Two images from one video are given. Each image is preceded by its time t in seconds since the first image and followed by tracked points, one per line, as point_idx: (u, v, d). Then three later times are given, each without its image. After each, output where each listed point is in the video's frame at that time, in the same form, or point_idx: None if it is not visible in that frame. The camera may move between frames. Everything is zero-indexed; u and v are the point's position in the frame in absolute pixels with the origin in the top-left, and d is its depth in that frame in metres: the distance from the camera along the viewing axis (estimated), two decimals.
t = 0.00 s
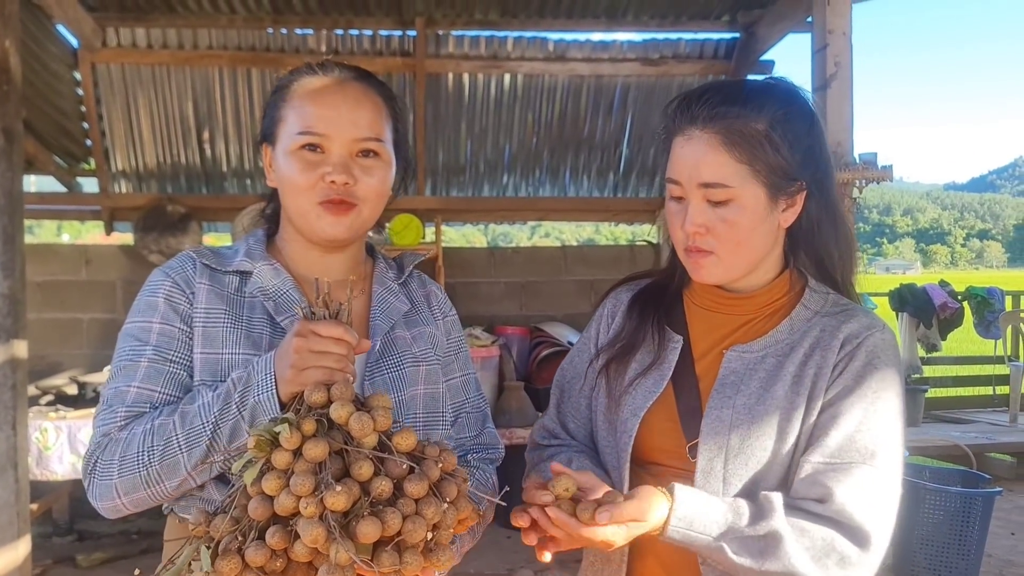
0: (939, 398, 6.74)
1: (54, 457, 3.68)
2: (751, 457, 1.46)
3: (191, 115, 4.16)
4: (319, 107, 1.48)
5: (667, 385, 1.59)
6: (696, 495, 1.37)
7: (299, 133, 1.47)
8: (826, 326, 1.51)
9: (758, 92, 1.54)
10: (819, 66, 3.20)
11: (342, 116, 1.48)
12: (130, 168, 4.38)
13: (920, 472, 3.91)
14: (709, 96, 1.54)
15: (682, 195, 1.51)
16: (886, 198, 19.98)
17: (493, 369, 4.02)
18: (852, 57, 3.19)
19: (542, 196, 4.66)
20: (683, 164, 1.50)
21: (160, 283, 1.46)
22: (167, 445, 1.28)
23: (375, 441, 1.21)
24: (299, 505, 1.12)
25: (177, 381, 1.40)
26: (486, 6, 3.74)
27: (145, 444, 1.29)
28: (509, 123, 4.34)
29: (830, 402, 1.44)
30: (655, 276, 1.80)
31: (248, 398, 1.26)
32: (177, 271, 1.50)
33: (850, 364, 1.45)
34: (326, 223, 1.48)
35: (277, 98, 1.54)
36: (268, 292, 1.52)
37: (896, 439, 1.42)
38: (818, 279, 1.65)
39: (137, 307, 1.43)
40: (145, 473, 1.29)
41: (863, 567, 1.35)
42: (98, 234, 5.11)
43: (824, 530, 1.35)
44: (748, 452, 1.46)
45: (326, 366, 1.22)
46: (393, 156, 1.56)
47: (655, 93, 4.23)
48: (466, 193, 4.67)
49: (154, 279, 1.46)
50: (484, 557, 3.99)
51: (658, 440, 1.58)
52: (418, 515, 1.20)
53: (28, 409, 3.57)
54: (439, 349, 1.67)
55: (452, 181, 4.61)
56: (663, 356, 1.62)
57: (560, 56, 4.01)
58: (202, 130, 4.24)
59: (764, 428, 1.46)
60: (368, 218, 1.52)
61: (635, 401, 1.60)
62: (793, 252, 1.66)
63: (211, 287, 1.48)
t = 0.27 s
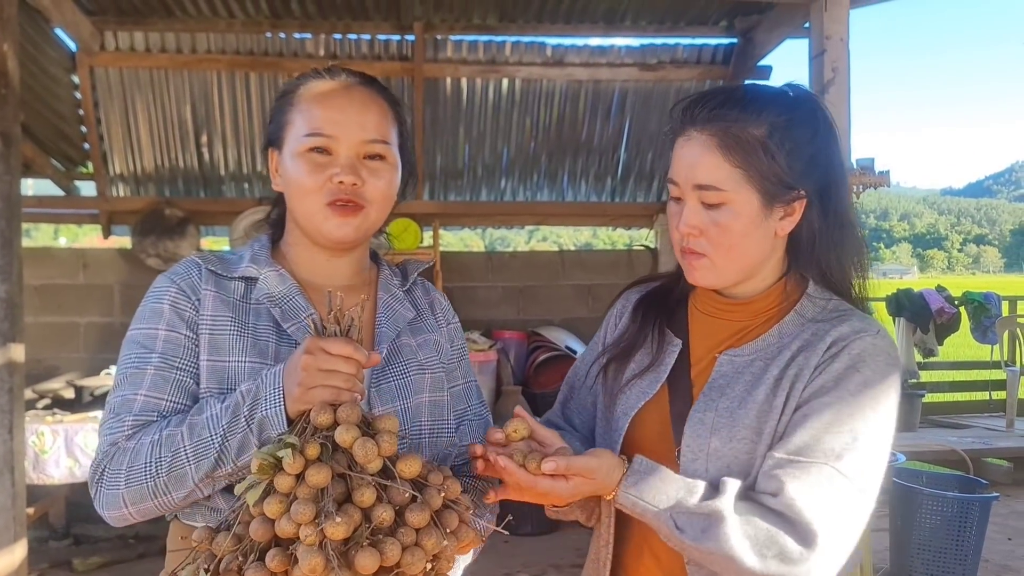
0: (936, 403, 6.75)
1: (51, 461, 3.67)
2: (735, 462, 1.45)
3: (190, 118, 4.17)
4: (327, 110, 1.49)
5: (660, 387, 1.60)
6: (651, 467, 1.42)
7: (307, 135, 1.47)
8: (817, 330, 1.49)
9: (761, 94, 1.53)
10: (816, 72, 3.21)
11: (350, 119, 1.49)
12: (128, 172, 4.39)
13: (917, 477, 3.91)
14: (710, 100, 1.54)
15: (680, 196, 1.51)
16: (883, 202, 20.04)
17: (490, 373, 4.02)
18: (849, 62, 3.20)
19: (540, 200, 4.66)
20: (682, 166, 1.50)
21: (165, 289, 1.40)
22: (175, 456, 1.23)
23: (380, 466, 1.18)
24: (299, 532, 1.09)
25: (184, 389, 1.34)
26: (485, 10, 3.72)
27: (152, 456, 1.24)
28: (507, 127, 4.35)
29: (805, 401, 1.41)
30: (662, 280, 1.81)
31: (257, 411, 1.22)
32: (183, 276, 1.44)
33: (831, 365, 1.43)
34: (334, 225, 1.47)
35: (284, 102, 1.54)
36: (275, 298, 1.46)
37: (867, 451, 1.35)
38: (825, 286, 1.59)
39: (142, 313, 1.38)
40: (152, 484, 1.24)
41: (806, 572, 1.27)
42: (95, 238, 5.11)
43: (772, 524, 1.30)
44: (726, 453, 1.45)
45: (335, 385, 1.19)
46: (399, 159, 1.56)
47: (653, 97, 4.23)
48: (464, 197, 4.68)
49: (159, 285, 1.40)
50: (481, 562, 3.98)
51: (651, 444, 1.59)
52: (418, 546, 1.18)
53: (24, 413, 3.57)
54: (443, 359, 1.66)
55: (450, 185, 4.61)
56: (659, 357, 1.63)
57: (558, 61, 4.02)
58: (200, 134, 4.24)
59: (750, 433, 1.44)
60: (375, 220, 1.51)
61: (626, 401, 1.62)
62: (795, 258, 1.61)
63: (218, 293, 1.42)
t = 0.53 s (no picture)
0: (934, 404, 6.75)
1: (47, 462, 3.66)
2: (708, 454, 1.42)
3: (187, 119, 4.16)
4: (365, 124, 1.40)
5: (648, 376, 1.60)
6: (625, 454, 1.41)
7: (344, 148, 1.39)
8: (795, 322, 1.44)
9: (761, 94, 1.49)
10: (814, 73, 3.21)
11: (387, 137, 1.41)
12: (125, 173, 4.39)
13: (916, 479, 3.90)
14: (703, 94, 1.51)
15: (666, 187, 1.50)
16: (880, 204, 20.10)
17: (487, 374, 4.02)
18: (848, 63, 3.20)
19: (538, 201, 4.66)
20: (668, 156, 1.48)
21: (159, 293, 1.39)
22: (166, 460, 1.22)
23: (364, 460, 1.15)
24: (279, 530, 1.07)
25: (178, 392, 1.34)
26: (483, 11, 3.72)
27: (146, 460, 1.24)
28: (505, 128, 4.35)
29: (779, 392, 1.36)
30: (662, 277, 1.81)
31: (243, 409, 1.21)
32: (177, 279, 1.43)
33: (804, 357, 1.37)
34: (355, 241, 1.43)
35: (317, 103, 1.42)
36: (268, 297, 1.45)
37: (841, 447, 1.29)
38: (815, 284, 1.52)
39: (136, 318, 1.37)
40: (144, 488, 1.24)
41: (765, 568, 1.24)
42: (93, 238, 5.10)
43: (735, 518, 1.26)
44: (698, 443, 1.43)
45: (319, 379, 1.18)
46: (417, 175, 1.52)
47: (651, 98, 4.23)
48: (462, 198, 4.68)
49: (152, 288, 1.39)
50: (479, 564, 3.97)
51: (633, 435, 1.59)
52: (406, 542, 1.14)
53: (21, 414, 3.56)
54: (441, 357, 1.64)
55: (448, 186, 4.61)
56: (648, 349, 1.63)
57: (556, 62, 4.02)
58: (197, 135, 4.24)
59: (725, 425, 1.41)
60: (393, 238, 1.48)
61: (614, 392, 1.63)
62: (782, 251, 1.55)
63: (211, 294, 1.41)
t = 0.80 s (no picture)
0: (933, 404, 6.74)
1: (45, 463, 3.66)
2: (677, 445, 1.41)
3: (186, 118, 4.16)
4: (397, 144, 1.35)
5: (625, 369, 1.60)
6: (603, 442, 1.41)
7: (375, 167, 1.34)
8: (762, 311, 1.43)
9: (723, 89, 1.48)
10: (814, 73, 3.21)
11: (417, 160, 1.37)
12: (124, 172, 4.38)
13: (915, 479, 3.90)
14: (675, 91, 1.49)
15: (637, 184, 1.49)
16: (880, 204, 20.11)
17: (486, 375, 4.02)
18: (847, 63, 3.20)
19: (537, 201, 4.66)
20: (638, 154, 1.47)
21: (159, 288, 1.37)
22: (167, 460, 1.22)
23: (369, 473, 1.15)
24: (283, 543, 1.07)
25: (177, 390, 1.32)
26: (482, 10, 3.71)
27: (145, 459, 1.23)
28: (504, 128, 4.34)
29: (748, 380, 1.34)
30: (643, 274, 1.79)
31: (248, 414, 1.21)
32: (178, 275, 1.40)
33: (770, 344, 1.35)
34: (368, 259, 1.39)
35: (349, 115, 1.38)
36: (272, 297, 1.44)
37: (811, 436, 1.28)
38: (786, 275, 1.50)
39: (135, 313, 1.35)
40: (143, 488, 1.23)
41: (735, 559, 1.23)
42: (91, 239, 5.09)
43: (706, 509, 1.25)
44: (667, 434, 1.42)
45: (326, 389, 1.17)
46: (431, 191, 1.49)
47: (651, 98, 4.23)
48: (461, 199, 4.68)
49: (153, 284, 1.37)
50: (478, 565, 3.97)
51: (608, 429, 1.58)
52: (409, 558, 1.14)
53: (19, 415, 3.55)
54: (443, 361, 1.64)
55: (448, 186, 4.61)
56: (625, 342, 1.62)
57: (555, 62, 4.02)
58: (196, 135, 4.23)
59: (693, 417, 1.40)
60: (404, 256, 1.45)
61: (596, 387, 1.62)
62: (754, 240, 1.54)
63: (214, 292, 1.40)
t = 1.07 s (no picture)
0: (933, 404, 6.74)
1: (43, 464, 3.65)
2: (661, 443, 1.40)
3: (184, 119, 4.15)
4: (401, 146, 1.34)
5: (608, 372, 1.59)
6: (587, 446, 1.41)
7: (380, 171, 1.32)
8: (737, 306, 1.42)
9: (684, 96, 1.45)
10: (813, 72, 3.21)
11: (421, 163, 1.36)
12: (122, 173, 4.37)
13: (915, 479, 3.89)
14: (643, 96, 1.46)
15: (612, 199, 1.45)
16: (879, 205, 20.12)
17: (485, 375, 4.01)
18: (846, 63, 3.20)
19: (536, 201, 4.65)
20: (610, 170, 1.43)
21: (154, 289, 1.36)
22: (163, 464, 1.21)
23: (372, 475, 1.15)
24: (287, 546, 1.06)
25: (173, 392, 1.31)
26: (480, 10, 3.71)
27: (141, 462, 1.22)
28: (503, 128, 4.33)
29: (726, 378, 1.34)
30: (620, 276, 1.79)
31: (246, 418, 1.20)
32: (172, 275, 1.39)
33: (746, 340, 1.35)
34: (362, 263, 1.37)
35: (355, 116, 1.36)
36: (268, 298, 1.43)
37: (791, 427, 1.27)
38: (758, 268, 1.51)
39: (130, 313, 1.34)
40: (139, 490, 1.22)
41: (725, 553, 1.23)
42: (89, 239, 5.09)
43: (692, 507, 1.25)
44: (650, 433, 1.40)
45: (328, 391, 1.16)
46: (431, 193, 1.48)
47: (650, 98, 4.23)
48: (460, 199, 4.67)
49: (148, 284, 1.36)
50: (477, 565, 3.96)
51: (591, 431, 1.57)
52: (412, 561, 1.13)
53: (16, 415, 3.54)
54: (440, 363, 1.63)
55: (447, 186, 4.60)
56: (609, 346, 1.62)
57: (554, 61, 4.02)
58: (194, 135, 4.23)
59: (675, 416, 1.39)
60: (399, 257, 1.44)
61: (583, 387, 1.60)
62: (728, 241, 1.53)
63: (209, 293, 1.38)
